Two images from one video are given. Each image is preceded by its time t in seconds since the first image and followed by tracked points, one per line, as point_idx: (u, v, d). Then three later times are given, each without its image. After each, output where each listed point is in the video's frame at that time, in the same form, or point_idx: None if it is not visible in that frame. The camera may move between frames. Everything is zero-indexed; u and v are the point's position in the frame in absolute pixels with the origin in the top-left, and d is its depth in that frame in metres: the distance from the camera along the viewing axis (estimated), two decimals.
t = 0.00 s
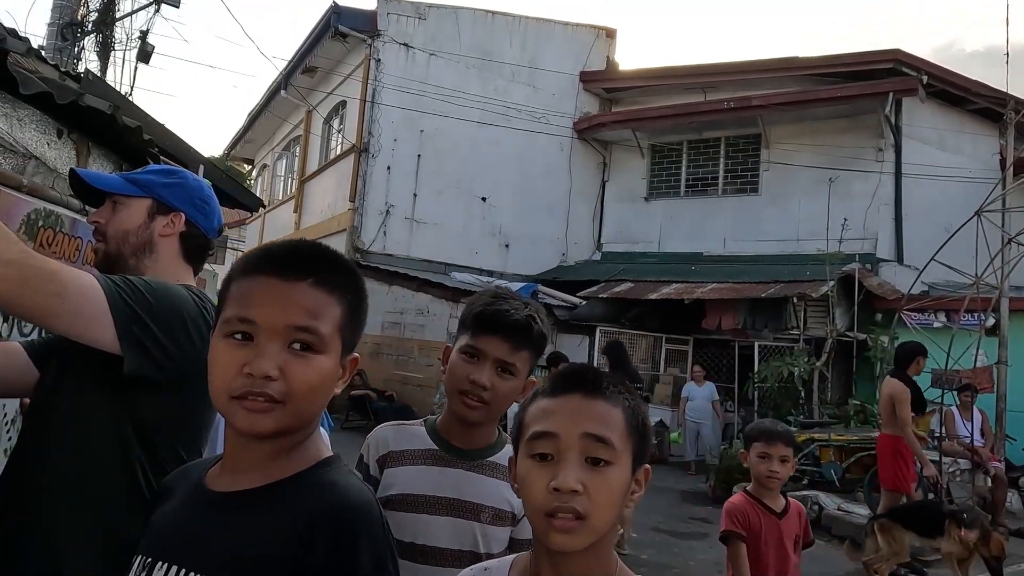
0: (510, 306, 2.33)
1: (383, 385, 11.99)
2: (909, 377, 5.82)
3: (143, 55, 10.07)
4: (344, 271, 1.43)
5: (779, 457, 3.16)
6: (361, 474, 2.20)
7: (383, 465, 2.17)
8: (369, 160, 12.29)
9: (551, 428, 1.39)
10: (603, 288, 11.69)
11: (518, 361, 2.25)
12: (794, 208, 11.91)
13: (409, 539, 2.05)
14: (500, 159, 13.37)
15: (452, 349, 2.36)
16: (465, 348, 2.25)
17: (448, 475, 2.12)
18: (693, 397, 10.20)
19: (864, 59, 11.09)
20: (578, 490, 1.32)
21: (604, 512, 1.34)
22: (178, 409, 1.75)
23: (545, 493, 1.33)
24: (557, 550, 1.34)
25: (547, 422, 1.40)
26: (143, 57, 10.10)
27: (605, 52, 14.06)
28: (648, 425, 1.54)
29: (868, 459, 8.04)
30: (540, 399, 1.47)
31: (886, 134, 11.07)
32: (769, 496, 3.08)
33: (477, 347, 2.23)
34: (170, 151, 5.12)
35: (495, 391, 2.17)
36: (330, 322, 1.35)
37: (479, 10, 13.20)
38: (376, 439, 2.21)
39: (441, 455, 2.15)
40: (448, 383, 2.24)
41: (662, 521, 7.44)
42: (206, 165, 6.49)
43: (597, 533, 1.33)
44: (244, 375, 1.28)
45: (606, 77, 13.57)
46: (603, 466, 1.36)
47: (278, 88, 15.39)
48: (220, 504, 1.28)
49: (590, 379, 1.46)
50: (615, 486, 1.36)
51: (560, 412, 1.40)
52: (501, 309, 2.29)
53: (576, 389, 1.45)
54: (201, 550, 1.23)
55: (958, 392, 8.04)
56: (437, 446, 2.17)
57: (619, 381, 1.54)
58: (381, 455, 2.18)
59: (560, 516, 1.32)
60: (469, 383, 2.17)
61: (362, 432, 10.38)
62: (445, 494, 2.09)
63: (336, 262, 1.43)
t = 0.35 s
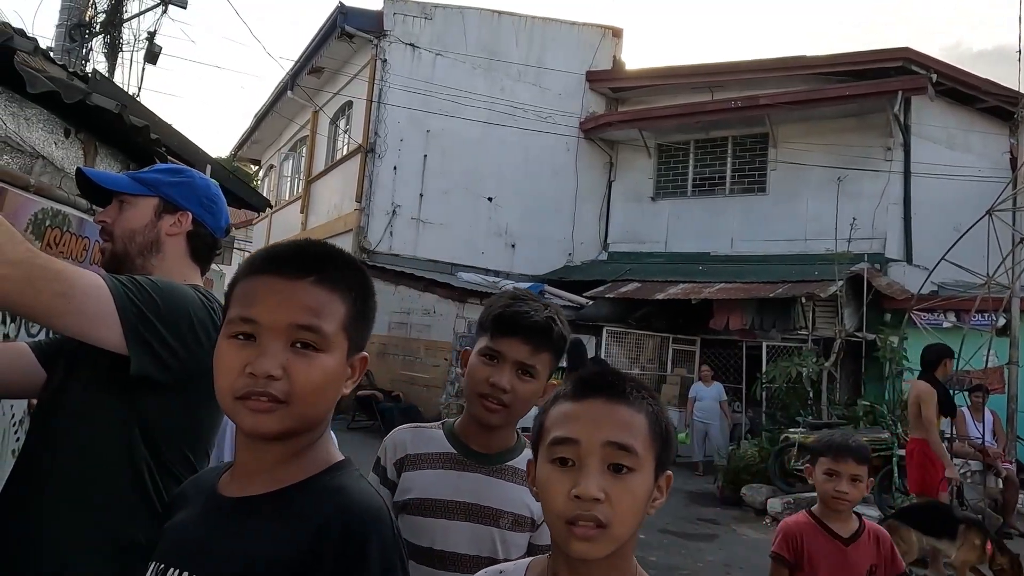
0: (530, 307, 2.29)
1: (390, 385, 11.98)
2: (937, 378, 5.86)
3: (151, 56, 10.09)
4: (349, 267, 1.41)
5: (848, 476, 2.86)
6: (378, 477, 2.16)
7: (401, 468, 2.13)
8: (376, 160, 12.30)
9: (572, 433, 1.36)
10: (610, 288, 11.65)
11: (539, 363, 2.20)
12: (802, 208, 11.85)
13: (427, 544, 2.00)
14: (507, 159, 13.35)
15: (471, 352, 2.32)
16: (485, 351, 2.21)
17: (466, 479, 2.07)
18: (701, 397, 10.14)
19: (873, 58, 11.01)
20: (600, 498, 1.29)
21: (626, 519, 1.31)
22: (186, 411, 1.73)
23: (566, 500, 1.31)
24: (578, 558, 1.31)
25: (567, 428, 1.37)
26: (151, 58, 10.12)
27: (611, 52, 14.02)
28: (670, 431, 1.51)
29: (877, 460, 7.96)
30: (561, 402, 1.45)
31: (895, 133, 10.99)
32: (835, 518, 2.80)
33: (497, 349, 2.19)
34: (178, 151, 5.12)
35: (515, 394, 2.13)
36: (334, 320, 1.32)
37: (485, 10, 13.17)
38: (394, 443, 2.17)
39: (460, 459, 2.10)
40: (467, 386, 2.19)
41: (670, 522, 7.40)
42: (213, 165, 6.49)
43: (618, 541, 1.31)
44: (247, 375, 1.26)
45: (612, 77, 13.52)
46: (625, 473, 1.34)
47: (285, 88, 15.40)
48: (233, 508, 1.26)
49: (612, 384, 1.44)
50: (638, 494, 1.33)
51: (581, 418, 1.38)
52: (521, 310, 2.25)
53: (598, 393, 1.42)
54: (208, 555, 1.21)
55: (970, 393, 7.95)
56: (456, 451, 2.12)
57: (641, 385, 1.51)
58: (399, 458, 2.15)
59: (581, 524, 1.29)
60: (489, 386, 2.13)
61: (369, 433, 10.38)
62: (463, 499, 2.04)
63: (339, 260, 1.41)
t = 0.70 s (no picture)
0: (543, 305, 2.27)
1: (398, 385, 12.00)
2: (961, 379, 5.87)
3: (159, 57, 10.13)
4: (362, 263, 1.40)
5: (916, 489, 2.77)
6: (394, 476, 2.14)
7: (417, 466, 2.11)
8: (383, 161, 12.32)
9: (593, 431, 1.35)
10: (617, 288, 11.63)
11: (553, 361, 2.19)
12: (810, 207, 11.79)
13: (444, 542, 1.98)
14: (514, 160, 13.34)
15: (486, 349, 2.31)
16: (499, 349, 2.20)
17: (483, 477, 2.06)
18: (709, 398, 10.09)
19: (882, 56, 10.95)
20: (620, 496, 1.28)
21: (646, 518, 1.30)
22: (196, 409, 1.73)
23: (585, 498, 1.30)
24: (596, 557, 1.30)
25: (587, 425, 1.37)
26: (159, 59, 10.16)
27: (618, 51, 13.99)
28: (692, 431, 1.49)
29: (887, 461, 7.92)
30: (582, 399, 1.43)
31: (904, 132, 10.91)
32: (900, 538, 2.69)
33: (510, 346, 2.18)
34: (187, 152, 5.14)
35: (530, 391, 2.12)
36: (345, 315, 1.31)
37: (492, 10, 13.16)
38: (409, 442, 2.15)
39: (477, 457, 2.09)
40: (482, 384, 2.19)
41: (678, 523, 7.39)
42: (222, 165, 6.51)
43: (638, 540, 1.30)
44: (258, 370, 1.26)
45: (620, 76, 13.49)
46: (646, 472, 1.33)
47: (292, 89, 15.43)
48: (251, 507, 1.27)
49: (632, 382, 1.43)
50: (658, 494, 1.32)
51: (601, 415, 1.37)
52: (534, 307, 2.24)
53: (618, 391, 1.41)
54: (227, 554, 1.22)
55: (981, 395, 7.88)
56: (472, 449, 2.11)
57: (660, 384, 1.50)
58: (415, 457, 2.12)
59: (600, 522, 1.29)
60: (505, 383, 2.12)
61: (377, 433, 10.39)
62: (481, 497, 2.03)
63: (351, 256, 1.40)
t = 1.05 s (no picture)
0: (553, 305, 2.27)
1: (398, 385, 12.00)
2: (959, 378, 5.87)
3: (159, 56, 10.12)
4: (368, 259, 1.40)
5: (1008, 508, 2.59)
6: (403, 477, 2.15)
7: (426, 467, 2.12)
8: (383, 160, 12.31)
9: (626, 433, 1.30)
10: (618, 287, 11.63)
11: (563, 362, 2.19)
12: (810, 207, 11.79)
13: (453, 542, 1.99)
14: (515, 159, 13.34)
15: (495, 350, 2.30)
16: (509, 350, 2.19)
17: (492, 477, 2.06)
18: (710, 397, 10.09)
19: (882, 56, 10.95)
20: (660, 500, 1.23)
21: (680, 523, 1.27)
22: (199, 408, 1.73)
23: (624, 502, 1.25)
24: (629, 561, 1.25)
25: (619, 427, 1.31)
26: (160, 58, 10.15)
27: (618, 51, 13.99)
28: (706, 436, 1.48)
29: (887, 461, 7.94)
30: (604, 400, 1.38)
31: (904, 132, 10.92)
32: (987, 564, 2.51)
33: (521, 348, 2.17)
34: (188, 151, 5.13)
35: (539, 392, 2.12)
36: (336, 309, 1.31)
37: (492, 9, 13.16)
38: (418, 443, 2.15)
39: (485, 458, 2.09)
40: (491, 385, 2.18)
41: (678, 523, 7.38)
42: (222, 164, 6.50)
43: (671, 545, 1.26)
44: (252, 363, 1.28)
45: (620, 75, 13.49)
46: (679, 475, 1.29)
47: (293, 88, 15.42)
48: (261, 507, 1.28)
49: (656, 384, 1.39)
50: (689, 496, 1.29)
51: (631, 416, 1.32)
52: (545, 308, 2.23)
53: (644, 392, 1.37)
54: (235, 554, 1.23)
55: (982, 394, 7.87)
56: (481, 450, 2.11)
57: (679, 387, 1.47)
58: (424, 458, 2.13)
59: (640, 527, 1.23)
60: (514, 384, 2.12)
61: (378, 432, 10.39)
62: (488, 498, 2.03)
63: (353, 252, 1.41)
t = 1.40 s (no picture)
0: (549, 305, 2.27)
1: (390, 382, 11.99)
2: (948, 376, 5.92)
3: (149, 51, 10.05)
4: (355, 266, 1.44)
5: None
6: (400, 479, 2.12)
7: (423, 469, 2.09)
8: (375, 157, 12.27)
9: (627, 433, 1.31)
10: (609, 285, 11.66)
11: (560, 362, 2.20)
12: (801, 206, 11.85)
13: (452, 543, 1.99)
14: (507, 157, 13.34)
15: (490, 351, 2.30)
16: (506, 351, 2.19)
17: (490, 478, 2.06)
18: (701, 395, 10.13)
19: (872, 56, 11.02)
20: (661, 500, 1.24)
21: (681, 522, 1.28)
22: (194, 406, 1.72)
23: (624, 502, 1.26)
24: (628, 560, 1.26)
25: (620, 427, 1.32)
26: (149, 53, 10.08)
27: (610, 49, 14.02)
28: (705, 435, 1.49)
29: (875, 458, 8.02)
30: (606, 400, 1.39)
31: (893, 131, 11.00)
32: None
33: (518, 348, 2.18)
34: (179, 147, 5.10)
35: (538, 392, 2.12)
36: (285, 305, 1.42)
37: (485, 7, 13.14)
38: (414, 445, 2.13)
39: (483, 459, 2.09)
40: (488, 385, 2.18)
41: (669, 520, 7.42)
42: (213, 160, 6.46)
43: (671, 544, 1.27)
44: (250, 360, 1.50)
45: (612, 73, 13.50)
46: (679, 475, 1.30)
47: (284, 84, 15.35)
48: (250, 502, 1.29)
49: (658, 384, 1.40)
50: (689, 495, 1.30)
51: (633, 417, 1.33)
52: (541, 308, 2.23)
53: (645, 392, 1.37)
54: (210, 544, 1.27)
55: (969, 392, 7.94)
56: (479, 450, 2.10)
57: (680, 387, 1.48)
58: (421, 460, 2.10)
59: (640, 526, 1.24)
60: (513, 385, 2.12)
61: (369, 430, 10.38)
62: (487, 498, 2.03)
63: (340, 259, 1.45)
